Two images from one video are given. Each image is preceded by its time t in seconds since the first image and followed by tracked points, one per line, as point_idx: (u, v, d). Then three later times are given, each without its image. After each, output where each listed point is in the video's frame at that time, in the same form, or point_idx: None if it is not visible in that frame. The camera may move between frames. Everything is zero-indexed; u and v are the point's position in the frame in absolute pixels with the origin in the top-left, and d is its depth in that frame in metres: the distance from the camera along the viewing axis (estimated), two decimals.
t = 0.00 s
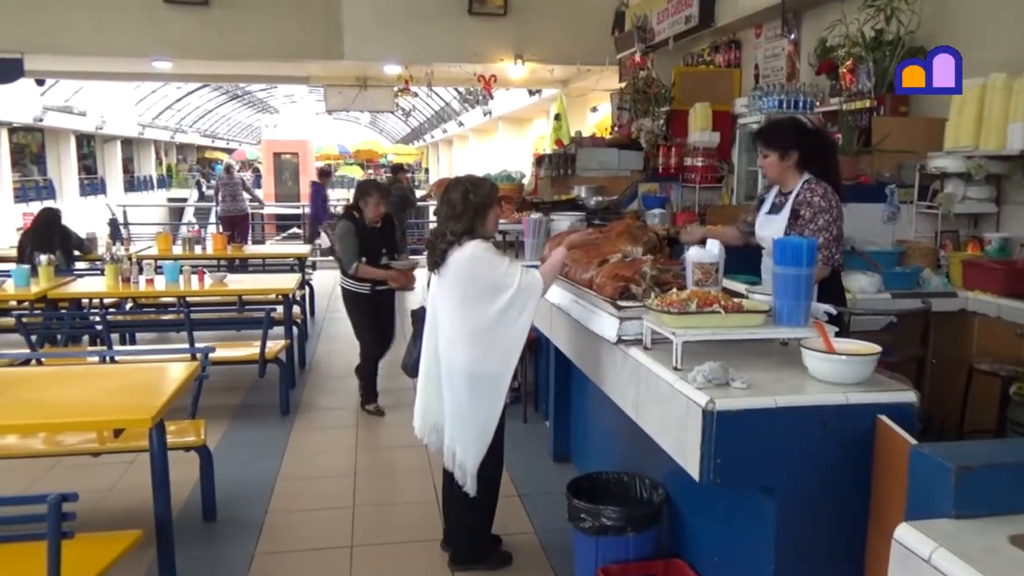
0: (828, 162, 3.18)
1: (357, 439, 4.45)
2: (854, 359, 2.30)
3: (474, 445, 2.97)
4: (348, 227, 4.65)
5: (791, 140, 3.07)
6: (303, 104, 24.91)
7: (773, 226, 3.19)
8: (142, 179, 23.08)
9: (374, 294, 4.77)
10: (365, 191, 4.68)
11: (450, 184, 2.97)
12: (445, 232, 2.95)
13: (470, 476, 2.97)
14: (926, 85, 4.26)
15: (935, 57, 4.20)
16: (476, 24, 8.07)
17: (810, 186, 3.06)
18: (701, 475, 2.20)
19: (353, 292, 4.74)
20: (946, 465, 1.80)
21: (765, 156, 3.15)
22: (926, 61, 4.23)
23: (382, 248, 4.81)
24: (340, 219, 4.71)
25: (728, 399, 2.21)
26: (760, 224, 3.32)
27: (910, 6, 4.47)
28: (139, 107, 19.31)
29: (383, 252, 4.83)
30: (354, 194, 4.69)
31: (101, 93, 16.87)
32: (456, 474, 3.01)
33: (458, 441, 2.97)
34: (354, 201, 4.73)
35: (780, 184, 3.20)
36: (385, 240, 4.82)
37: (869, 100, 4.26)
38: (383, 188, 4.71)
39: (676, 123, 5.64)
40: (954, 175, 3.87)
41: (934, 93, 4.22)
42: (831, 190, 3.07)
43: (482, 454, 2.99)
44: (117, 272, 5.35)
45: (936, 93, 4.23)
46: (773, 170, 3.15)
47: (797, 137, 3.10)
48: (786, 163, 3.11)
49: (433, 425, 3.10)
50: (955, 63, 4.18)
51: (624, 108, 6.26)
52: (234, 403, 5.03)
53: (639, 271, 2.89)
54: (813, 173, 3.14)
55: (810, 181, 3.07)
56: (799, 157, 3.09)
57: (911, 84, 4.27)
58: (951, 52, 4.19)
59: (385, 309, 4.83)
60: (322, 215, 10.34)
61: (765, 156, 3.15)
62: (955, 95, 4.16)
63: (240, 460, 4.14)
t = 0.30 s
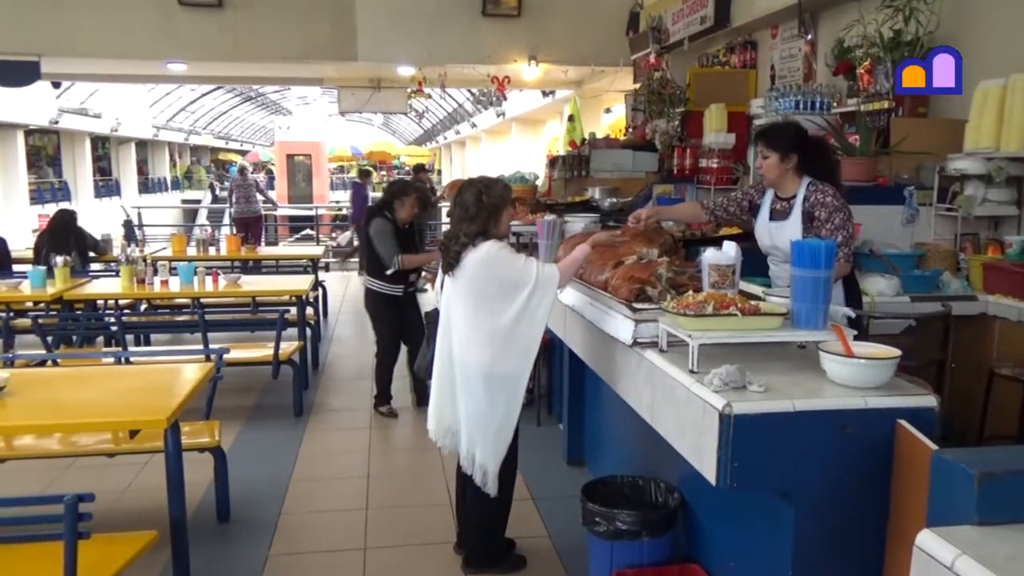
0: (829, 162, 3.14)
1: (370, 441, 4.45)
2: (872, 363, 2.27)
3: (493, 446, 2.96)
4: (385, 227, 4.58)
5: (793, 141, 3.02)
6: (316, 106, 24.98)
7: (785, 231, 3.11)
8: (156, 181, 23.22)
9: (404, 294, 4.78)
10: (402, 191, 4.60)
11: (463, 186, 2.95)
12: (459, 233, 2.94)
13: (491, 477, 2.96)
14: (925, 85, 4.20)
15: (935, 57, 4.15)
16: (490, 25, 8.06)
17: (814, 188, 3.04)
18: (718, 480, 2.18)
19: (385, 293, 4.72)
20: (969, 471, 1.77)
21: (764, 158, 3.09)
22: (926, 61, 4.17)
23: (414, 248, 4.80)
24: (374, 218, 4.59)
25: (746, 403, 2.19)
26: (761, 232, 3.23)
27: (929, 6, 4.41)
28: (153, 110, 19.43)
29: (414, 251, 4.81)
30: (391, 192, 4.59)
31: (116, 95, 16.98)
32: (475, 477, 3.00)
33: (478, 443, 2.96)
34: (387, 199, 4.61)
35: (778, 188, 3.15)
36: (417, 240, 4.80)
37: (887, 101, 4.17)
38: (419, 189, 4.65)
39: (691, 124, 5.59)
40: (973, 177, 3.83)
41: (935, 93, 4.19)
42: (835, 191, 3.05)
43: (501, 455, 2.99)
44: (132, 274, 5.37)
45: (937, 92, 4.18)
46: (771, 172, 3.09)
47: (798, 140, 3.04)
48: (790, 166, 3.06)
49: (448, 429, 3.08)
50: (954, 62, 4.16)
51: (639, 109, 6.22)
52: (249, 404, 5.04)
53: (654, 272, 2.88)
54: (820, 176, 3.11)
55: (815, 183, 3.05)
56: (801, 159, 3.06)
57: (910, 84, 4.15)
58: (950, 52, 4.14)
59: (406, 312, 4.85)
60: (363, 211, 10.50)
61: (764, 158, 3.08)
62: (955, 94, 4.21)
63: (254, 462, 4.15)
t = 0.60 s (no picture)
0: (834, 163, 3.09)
1: (385, 442, 4.44)
2: (895, 366, 2.24)
3: (513, 447, 2.95)
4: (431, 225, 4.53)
5: (797, 145, 2.95)
6: (331, 106, 25.04)
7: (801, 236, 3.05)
8: (172, 180, 23.36)
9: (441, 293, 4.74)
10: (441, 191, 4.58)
11: (478, 186, 2.94)
12: (474, 234, 2.92)
13: (514, 479, 2.95)
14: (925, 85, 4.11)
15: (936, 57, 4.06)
16: (505, 25, 8.03)
17: (827, 192, 2.98)
18: (737, 484, 2.15)
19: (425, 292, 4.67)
20: (997, 478, 1.74)
21: (770, 164, 3.00)
22: (926, 61, 4.09)
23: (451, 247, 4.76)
24: (417, 215, 4.53)
25: (766, 406, 2.16)
26: (773, 238, 3.17)
27: (952, 5, 4.37)
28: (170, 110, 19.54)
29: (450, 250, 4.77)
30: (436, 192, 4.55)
31: (133, 96, 17.08)
32: (495, 479, 2.98)
33: (498, 446, 2.94)
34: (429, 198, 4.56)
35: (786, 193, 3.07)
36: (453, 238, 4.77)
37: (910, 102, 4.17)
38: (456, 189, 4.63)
39: (708, 124, 5.48)
40: (997, 179, 3.77)
41: (935, 93, 4.09)
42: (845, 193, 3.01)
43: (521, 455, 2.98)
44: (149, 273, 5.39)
45: (937, 93, 4.09)
46: (778, 177, 3.02)
47: (803, 145, 2.98)
48: (796, 171, 2.98)
49: (466, 431, 3.06)
50: (952, 61, 4.07)
51: (656, 109, 6.15)
52: (264, 404, 5.05)
53: (673, 274, 2.86)
54: (833, 178, 3.06)
55: (827, 186, 2.99)
56: (808, 163, 2.99)
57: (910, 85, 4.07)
58: (950, 53, 4.06)
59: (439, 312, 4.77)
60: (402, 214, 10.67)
61: (771, 164, 3.00)
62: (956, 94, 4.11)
63: (269, 462, 4.14)
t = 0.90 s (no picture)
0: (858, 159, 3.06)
1: (401, 442, 4.43)
2: (918, 370, 2.20)
3: (527, 449, 2.93)
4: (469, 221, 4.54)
5: (820, 147, 2.92)
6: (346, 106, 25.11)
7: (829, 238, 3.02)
8: (189, 180, 23.49)
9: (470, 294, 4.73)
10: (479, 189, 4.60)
11: (496, 186, 2.92)
12: (491, 234, 2.90)
13: (525, 482, 2.92)
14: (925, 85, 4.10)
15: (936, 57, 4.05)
16: (522, 24, 8.00)
17: (854, 192, 2.94)
18: (759, 488, 2.12)
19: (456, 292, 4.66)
20: None
21: (797, 171, 2.98)
22: (926, 61, 4.08)
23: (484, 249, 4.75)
24: (454, 212, 4.54)
25: (788, 410, 2.13)
26: (797, 238, 3.14)
27: (976, 3, 4.30)
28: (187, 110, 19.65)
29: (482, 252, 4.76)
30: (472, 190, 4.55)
31: (151, 96, 17.17)
32: (510, 480, 2.96)
33: (512, 447, 2.92)
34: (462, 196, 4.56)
35: (814, 194, 3.05)
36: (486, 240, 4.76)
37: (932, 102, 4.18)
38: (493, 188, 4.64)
39: (728, 124, 5.44)
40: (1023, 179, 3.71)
41: (935, 93, 4.08)
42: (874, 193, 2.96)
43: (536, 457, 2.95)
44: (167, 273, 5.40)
45: (938, 93, 4.08)
46: (807, 182, 2.99)
47: (825, 146, 2.94)
48: (822, 172, 2.95)
49: (481, 431, 3.05)
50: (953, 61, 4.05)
51: (674, 109, 6.10)
52: (280, 404, 5.05)
53: (693, 275, 2.83)
54: (859, 176, 3.03)
55: (854, 185, 2.96)
56: (834, 164, 2.96)
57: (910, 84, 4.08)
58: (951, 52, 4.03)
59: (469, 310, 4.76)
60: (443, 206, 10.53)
61: (797, 171, 2.98)
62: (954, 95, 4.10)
63: (286, 461, 4.14)
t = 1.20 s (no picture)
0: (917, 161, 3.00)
1: (420, 442, 4.43)
2: (946, 375, 2.16)
3: (540, 450, 2.91)
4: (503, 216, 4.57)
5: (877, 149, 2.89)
6: (364, 105, 25.17)
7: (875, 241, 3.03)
8: (209, 179, 23.65)
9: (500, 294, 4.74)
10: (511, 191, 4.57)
11: (515, 185, 2.91)
12: (510, 234, 2.89)
13: (537, 483, 2.90)
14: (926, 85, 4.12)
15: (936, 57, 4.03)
16: (541, 23, 7.94)
17: (906, 197, 2.89)
18: (781, 492, 2.09)
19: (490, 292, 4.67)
20: None
21: (854, 174, 2.96)
22: (926, 61, 4.07)
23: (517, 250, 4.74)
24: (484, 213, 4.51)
25: (812, 413, 2.10)
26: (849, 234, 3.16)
27: None
28: (207, 110, 19.76)
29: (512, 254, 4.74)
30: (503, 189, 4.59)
31: (171, 95, 17.28)
32: (522, 481, 2.94)
33: (525, 447, 2.90)
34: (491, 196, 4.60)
35: (871, 195, 3.02)
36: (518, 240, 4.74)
37: (958, 101, 4.09)
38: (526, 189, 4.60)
39: (749, 124, 5.37)
40: None
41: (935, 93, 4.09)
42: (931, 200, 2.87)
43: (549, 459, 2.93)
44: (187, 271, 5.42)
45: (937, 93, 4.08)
46: (862, 184, 2.97)
47: (883, 149, 2.91)
48: (877, 175, 2.93)
49: (495, 432, 3.03)
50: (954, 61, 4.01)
51: (694, 108, 6.00)
52: (299, 403, 5.06)
53: (715, 276, 2.80)
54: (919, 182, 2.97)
55: (909, 190, 2.89)
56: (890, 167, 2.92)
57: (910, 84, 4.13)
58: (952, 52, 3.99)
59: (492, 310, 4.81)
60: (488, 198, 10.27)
61: (854, 174, 2.96)
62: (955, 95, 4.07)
63: (304, 460, 4.15)
